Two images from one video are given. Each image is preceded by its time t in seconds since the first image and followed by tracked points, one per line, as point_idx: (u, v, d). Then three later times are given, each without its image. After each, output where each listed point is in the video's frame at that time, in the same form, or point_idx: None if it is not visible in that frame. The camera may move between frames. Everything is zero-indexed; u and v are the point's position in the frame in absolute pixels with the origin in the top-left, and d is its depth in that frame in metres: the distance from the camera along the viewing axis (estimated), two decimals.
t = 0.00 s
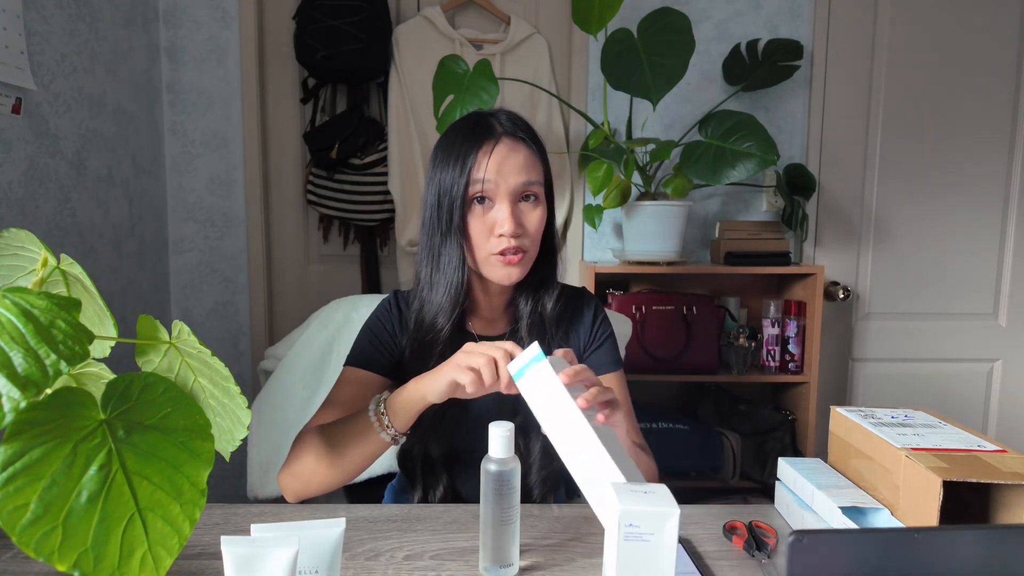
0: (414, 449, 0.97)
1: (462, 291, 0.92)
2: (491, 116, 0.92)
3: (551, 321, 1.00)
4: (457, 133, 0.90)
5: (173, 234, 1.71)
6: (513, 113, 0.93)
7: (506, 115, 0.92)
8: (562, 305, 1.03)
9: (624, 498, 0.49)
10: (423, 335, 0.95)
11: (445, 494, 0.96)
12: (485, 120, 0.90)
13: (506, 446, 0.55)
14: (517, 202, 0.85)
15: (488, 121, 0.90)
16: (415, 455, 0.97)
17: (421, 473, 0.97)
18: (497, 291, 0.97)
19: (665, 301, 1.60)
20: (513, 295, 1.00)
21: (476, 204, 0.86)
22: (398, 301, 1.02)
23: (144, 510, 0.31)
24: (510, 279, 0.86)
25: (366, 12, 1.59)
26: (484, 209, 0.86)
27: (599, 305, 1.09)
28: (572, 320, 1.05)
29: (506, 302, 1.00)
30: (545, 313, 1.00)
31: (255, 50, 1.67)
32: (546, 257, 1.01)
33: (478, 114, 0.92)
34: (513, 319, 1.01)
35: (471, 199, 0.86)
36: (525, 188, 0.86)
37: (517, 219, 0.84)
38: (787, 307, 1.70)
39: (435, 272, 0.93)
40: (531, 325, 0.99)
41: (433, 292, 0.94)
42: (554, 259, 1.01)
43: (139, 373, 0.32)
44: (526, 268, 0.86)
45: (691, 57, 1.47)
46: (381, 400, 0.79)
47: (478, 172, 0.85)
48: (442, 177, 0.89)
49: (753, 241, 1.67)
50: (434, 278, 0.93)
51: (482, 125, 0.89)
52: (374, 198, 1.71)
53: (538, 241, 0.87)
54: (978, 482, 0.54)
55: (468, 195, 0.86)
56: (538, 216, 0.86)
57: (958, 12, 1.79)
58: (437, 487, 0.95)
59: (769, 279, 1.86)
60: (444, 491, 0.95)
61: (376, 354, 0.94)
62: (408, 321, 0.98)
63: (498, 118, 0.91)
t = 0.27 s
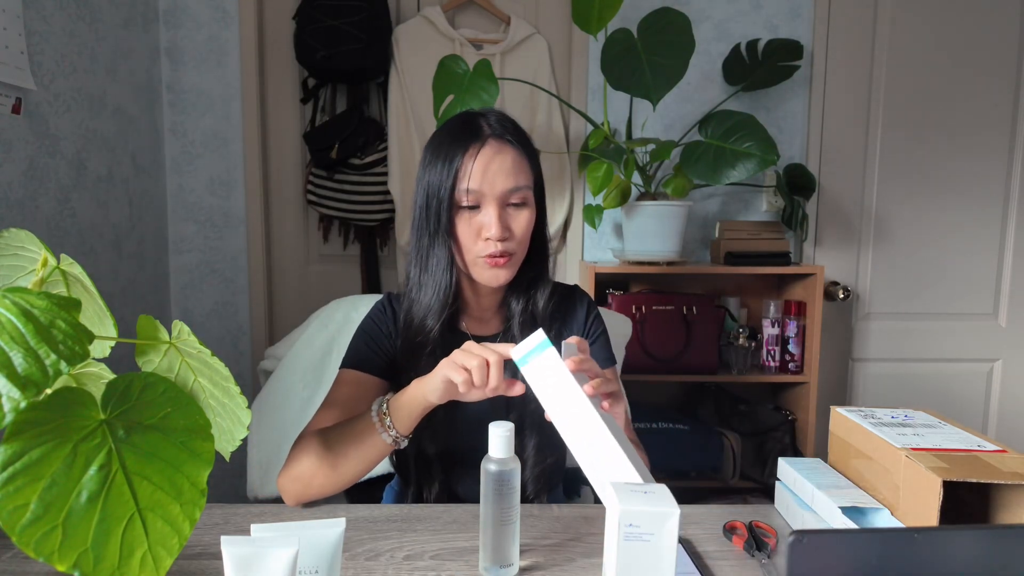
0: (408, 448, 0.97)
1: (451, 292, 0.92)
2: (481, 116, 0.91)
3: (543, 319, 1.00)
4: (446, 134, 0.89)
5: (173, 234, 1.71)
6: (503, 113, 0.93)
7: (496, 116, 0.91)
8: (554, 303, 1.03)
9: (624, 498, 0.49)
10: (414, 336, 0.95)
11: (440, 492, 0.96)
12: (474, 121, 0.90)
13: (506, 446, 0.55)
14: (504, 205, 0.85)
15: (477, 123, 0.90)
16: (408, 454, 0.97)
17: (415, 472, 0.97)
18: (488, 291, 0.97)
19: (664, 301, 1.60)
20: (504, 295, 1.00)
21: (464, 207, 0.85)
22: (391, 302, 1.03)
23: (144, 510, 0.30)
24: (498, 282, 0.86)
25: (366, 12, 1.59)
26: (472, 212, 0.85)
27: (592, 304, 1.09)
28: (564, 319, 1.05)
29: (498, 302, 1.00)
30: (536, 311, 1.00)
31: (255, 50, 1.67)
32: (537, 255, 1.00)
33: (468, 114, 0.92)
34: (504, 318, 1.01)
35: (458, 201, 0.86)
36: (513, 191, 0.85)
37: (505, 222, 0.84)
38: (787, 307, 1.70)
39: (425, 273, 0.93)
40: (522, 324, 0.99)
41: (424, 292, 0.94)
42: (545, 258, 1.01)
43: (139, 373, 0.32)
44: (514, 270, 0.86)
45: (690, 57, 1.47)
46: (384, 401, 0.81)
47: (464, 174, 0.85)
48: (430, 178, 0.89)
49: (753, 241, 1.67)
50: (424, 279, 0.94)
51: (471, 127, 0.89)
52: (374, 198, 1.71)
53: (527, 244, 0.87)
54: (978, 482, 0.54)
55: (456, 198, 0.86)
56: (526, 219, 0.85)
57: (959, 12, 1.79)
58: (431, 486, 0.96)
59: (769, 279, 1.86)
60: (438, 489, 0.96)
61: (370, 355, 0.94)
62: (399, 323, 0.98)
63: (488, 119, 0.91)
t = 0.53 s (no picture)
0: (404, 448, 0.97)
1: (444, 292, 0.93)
2: (470, 116, 0.91)
3: (537, 316, 1.00)
4: (437, 134, 0.89)
5: (173, 234, 1.71)
6: (493, 112, 0.93)
7: (485, 115, 0.91)
8: (549, 301, 1.02)
9: (624, 498, 0.49)
10: (409, 337, 0.96)
11: (437, 492, 0.96)
12: (463, 121, 0.90)
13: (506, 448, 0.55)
14: (495, 205, 0.85)
15: (466, 123, 0.90)
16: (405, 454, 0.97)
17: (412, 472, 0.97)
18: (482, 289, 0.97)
19: (664, 301, 1.60)
20: (499, 295, 1.00)
21: (455, 208, 0.85)
22: (386, 302, 1.03)
23: (145, 510, 0.30)
24: (492, 282, 0.86)
25: (366, 12, 1.59)
26: (463, 212, 0.85)
27: (588, 303, 1.08)
28: (559, 317, 1.05)
29: (493, 302, 1.01)
30: (531, 308, 0.99)
31: (255, 50, 1.67)
32: (531, 253, 1.00)
33: (457, 115, 0.92)
34: (500, 318, 1.00)
35: (449, 202, 0.86)
36: (503, 190, 0.85)
37: (496, 222, 0.84)
38: (787, 307, 1.70)
39: (418, 273, 0.94)
40: (517, 323, 0.99)
41: (417, 293, 0.94)
42: (539, 255, 1.00)
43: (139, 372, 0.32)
44: (508, 270, 0.86)
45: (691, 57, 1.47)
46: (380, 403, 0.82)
47: (454, 174, 0.85)
48: (421, 179, 0.89)
49: (753, 241, 1.67)
50: (417, 280, 0.94)
51: (460, 127, 0.89)
52: (374, 198, 1.71)
53: (520, 243, 0.87)
54: (978, 482, 0.54)
55: (446, 198, 0.86)
56: (518, 218, 0.85)
57: (959, 12, 1.79)
58: (429, 485, 0.96)
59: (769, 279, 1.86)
60: (437, 489, 0.96)
61: (366, 355, 0.94)
62: (394, 323, 0.99)
63: (477, 118, 0.90)
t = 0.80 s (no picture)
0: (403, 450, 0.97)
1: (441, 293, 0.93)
2: (465, 117, 0.91)
3: (535, 316, 0.99)
4: (432, 136, 0.89)
5: (173, 234, 1.71)
6: (488, 112, 0.93)
7: (480, 115, 0.91)
8: (547, 301, 1.02)
9: (624, 498, 0.49)
10: (406, 338, 0.96)
11: (437, 492, 0.96)
12: (457, 122, 0.90)
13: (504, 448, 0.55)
14: (491, 205, 0.84)
15: (461, 123, 0.90)
16: (404, 455, 0.97)
17: (411, 473, 0.97)
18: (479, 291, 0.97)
19: (664, 301, 1.60)
20: (498, 295, 1.00)
21: (451, 209, 0.85)
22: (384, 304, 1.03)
23: (145, 510, 0.30)
24: (490, 283, 0.86)
25: (366, 12, 1.59)
26: (459, 214, 0.85)
27: (587, 304, 1.08)
28: (557, 317, 1.05)
29: (492, 303, 1.00)
30: (529, 308, 0.99)
31: (255, 50, 1.67)
32: (529, 253, 1.00)
33: (452, 115, 0.92)
34: (498, 319, 1.00)
35: (445, 203, 0.85)
36: (499, 190, 0.85)
37: (492, 223, 0.84)
38: (787, 307, 1.70)
39: (415, 275, 0.94)
40: (515, 323, 0.99)
41: (415, 294, 0.94)
42: (537, 256, 1.00)
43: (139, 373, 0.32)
44: (505, 270, 0.86)
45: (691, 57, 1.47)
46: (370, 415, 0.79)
47: (449, 175, 0.85)
48: (416, 181, 0.89)
49: (753, 241, 1.67)
50: (415, 281, 0.94)
51: (455, 128, 0.89)
52: (374, 198, 1.72)
53: (517, 243, 0.87)
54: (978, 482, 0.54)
55: (442, 200, 0.86)
56: (514, 218, 0.85)
57: (959, 11, 1.79)
58: (429, 485, 0.96)
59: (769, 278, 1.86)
60: (436, 489, 0.96)
61: (365, 357, 0.94)
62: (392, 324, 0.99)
63: (472, 119, 0.90)
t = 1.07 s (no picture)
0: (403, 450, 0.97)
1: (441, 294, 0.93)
2: (465, 116, 0.91)
3: (535, 317, 1.00)
4: (431, 136, 0.90)
5: (173, 234, 1.71)
6: (488, 112, 0.92)
7: (480, 115, 0.91)
8: (547, 301, 1.02)
9: (624, 499, 0.49)
10: (406, 339, 0.96)
11: (437, 493, 0.96)
12: (457, 122, 0.90)
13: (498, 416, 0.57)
14: (492, 206, 0.84)
15: (461, 123, 0.89)
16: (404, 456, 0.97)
17: (411, 475, 0.96)
18: (479, 292, 0.97)
19: (664, 301, 1.60)
20: (497, 296, 1.00)
21: (451, 210, 0.85)
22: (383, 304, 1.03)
23: (144, 510, 0.31)
24: (491, 284, 0.86)
25: (366, 12, 1.59)
26: (460, 215, 0.85)
27: (587, 304, 1.08)
28: (557, 317, 1.05)
29: (492, 304, 1.01)
30: (529, 309, 0.99)
31: (255, 50, 1.67)
32: (529, 253, 1.00)
33: (452, 115, 0.92)
34: (497, 319, 1.00)
35: (445, 204, 0.85)
36: (499, 191, 0.85)
37: (493, 224, 0.84)
38: (787, 307, 1.70)
39: (415, 275, 0.94)
40: (515, 324, 0.99)
41: (414, 294, 0.95)
42: (538, 256, 1.00)
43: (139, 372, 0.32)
44: (505, 271, 0.86)
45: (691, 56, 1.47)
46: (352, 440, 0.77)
47: (449, 176, 0.85)
48: (416, 181, 0.89)
49: (753, 241, 1.67)
50: (415, 282, 0.94)
51: (455, 128, 0.89)
52: (374, 198, 1.72)
53: (517, 244, 0.87)
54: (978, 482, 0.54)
55: (442, 201, 0.86)
56: (514, 219, 0.85)
57: (959, 11, 1.79)
58: (429, 485, 0.96)
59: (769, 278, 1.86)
60: (436, 490, 0.96)
61: (365, 358, 0.94)
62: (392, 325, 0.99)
63: (472, 119, 0.90)
